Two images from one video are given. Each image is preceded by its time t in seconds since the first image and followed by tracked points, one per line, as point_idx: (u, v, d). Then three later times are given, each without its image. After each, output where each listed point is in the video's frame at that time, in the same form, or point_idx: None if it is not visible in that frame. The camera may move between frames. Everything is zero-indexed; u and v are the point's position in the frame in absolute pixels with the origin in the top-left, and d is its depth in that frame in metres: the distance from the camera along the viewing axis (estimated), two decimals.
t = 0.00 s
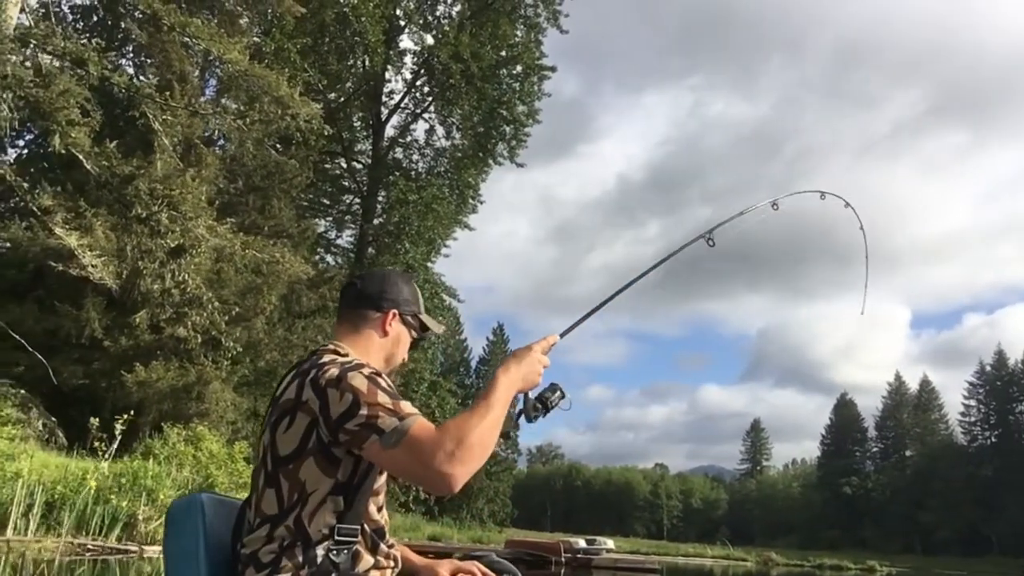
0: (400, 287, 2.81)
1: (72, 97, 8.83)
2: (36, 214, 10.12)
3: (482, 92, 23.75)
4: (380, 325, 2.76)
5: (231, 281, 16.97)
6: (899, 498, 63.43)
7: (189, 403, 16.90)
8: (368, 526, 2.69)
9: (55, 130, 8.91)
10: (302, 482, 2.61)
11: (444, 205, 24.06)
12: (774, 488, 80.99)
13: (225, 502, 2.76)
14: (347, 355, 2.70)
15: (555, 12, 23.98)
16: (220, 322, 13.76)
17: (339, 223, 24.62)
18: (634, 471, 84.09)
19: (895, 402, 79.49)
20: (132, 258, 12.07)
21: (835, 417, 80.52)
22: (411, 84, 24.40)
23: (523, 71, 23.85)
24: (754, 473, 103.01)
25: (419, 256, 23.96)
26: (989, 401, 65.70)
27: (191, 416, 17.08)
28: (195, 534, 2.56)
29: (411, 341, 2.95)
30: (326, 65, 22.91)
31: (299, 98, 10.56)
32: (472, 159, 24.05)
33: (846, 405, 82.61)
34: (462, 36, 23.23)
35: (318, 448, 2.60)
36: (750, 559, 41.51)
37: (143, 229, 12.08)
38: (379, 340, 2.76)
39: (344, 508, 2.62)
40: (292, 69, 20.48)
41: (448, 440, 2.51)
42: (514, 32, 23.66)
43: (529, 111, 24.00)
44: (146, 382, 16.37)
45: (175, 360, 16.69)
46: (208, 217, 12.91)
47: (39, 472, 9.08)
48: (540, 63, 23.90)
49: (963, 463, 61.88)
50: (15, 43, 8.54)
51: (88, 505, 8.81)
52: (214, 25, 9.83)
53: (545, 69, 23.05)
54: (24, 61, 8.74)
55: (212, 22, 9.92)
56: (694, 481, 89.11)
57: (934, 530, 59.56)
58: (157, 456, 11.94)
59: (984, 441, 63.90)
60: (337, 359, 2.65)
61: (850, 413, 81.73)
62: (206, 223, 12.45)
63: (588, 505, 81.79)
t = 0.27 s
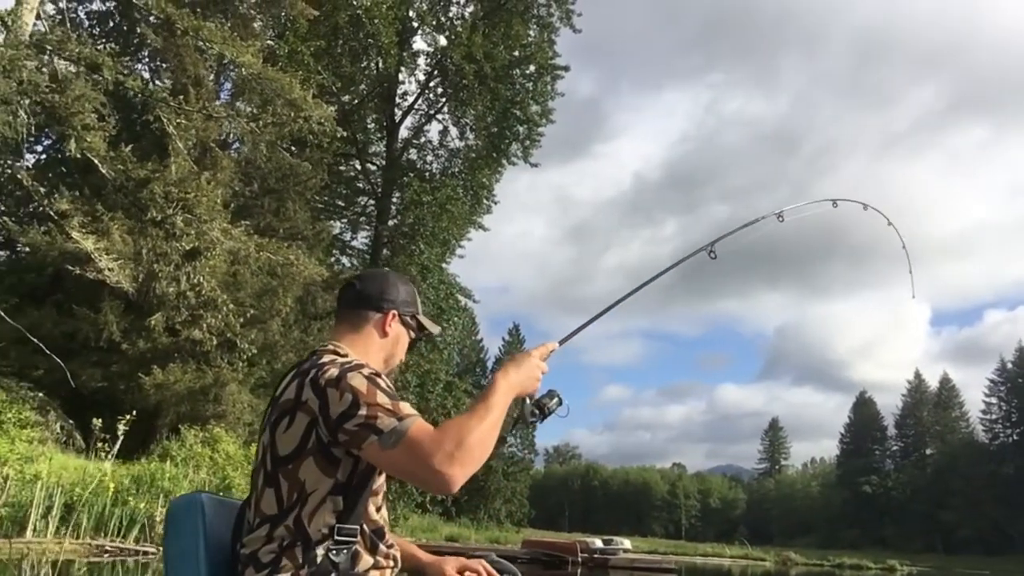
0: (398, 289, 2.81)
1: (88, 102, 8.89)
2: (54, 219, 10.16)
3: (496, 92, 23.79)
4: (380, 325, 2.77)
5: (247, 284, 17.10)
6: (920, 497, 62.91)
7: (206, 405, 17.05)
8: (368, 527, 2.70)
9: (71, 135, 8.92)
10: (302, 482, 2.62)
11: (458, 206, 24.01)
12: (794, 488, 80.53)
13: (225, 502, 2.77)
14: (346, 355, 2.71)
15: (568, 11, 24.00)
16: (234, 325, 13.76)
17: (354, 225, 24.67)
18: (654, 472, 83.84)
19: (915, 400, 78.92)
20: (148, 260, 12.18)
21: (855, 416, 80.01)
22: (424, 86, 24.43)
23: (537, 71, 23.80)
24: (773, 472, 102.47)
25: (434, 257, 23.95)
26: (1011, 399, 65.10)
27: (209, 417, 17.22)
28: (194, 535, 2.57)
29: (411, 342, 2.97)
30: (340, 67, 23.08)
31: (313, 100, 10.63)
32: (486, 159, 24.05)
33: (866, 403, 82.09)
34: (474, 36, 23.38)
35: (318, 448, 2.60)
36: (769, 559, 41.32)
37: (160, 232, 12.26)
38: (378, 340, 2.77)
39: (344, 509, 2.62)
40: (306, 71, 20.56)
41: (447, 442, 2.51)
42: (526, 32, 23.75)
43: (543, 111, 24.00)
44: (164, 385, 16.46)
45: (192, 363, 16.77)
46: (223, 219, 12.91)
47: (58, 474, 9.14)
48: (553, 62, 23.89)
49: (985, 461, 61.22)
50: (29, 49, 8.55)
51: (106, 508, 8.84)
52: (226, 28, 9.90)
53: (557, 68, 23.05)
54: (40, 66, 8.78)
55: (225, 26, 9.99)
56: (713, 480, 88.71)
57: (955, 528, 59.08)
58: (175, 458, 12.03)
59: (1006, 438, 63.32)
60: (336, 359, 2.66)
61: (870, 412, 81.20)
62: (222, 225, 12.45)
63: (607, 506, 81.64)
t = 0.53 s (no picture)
0: (397, 288, 2.83)
1: (105, 106, 8.91)
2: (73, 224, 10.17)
3: (511, 93, 23.75)
4: (379, 325, 2.79)
5: (264, 285, 17.19)
6: (943, 498, 62.32)
7: (224, 406, 17.18)
8: (366, 526, 2.71)
9: (87, 139, 8.91)
10: (301, 481, 2.63)
11: (473, 207, 24.10)
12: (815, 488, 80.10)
13: (225, 503, 2.78)
14: (345, 354, 2.72)
15: (583, 11, 23.99)
16: (250, 326, 13.78)
17: (370, 227, 25.01)
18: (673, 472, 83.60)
19: (936, 399, 78.31)
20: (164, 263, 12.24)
21: (875, 416, 79.54)
22: (440, 87, 24.46)
23: (551, 71, 23.80)
24: (793, 472, 101.99)
25: (451, 258, 23.79)
26: None
27: (227, 417, 17.35)
28: (193, 535, 2.58)
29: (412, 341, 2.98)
30: (355, 69, 23.14)
31: (326, 102, 10.66)
32: (501, 160, 24.17)
33: (887, 403, 81.51)
34: (489, 38, 23.31)
35: (316, 447, 2.62)
36: (785, 559, 41.21)
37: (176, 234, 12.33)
38: (378, 340, 2.79)
39: (342, 508, 2.63)
40: (322, 74, 20.60)
41: (446, 432, 2.51)
42: (542, 32, 23.73)
43: (558, 111, 23.99)
44: (182, 386, 16.53)
45: (210, 365, 16.84)
46: (239, 221, 12.94)
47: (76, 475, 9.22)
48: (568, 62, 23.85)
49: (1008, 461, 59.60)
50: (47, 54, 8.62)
51: (125, 507, 8.90)
52: (241, 31, 9.95)
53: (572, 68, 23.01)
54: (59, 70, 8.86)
55: (239, 29, 10.03)
56: (733, 480, 88.39)
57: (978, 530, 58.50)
58: (193, 459, 12.13)
59: None
60: (334, 358, 2.67)
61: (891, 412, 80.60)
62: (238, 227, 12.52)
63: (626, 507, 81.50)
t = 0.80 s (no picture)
0: (399, 287, 2.86)
1: (122, 109, 9.07)
2: (90, 227, 10.37)
3: (526, 94, 23.74)
4: (376, 324, 2.80)
5: (281, 287, 17.29)
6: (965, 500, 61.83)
7: (241, 407, 17.28)
8: (365, 525, 2.73)
9: (104, 142, 9.04)
10: (300, 480, 2.64)
11: (489, 208, 24.13)
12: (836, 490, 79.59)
13: (226, 504, 2.80)
14: (342, 353, 2.75)
15: (598, 11, 24.02)
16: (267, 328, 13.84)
17: (386, 228, 25.27)
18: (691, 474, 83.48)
19: (958, 400, 77.70)
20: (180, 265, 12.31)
21: (896, 417, 78.97)
22: (455, 89, 24.60)
23: (567, 72, 23.86)
24: (813, 473, 101.43)
25: (466, 259, 23.65)
26: None
27: (244, 418, 17.44)
28: (194, 535, 2.60)
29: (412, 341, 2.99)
30: (371, 71, 23.23)
31: (341, 104, 10.76)
32: (517, 161, 24.15)
33: (908, 404, 80.91)
34: (504, 39, 23.45)
35: (315, 446, 2.63)
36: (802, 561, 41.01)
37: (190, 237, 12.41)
38: (375, 340, 2.80)
39: (342, 506, 2.64)
40: (337, 76, 20.67)
41: (446, 415, 2.50)
42: (556, 34, 23.88)
43: (573, 112, 24.07)
44: (200, 387, 16.60)
45: (228, 366, 16.88)
46: (255, 223, 13.03)
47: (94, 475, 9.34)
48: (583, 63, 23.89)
49: None
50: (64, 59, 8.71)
51: (143, 508, 9.03)
52: (255, 34, 10.00)
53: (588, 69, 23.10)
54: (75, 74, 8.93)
55: (254, 32, 10.08)
56: (753, 482, 87.98)
57: (999, 532, 57.95)
58: (209, 460, 12.19)
59: None
60: (332, 356, 2.69)
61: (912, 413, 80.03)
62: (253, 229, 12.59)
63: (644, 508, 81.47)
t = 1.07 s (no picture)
0: (402, 288, 2.98)
1: (138, 112, 9.14)
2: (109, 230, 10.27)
3: (541, 95, 23.88)
4: (374, 325, 2.92)
5: (297, 289, 17.40)
6: (986, 503, 61.37)
7: (258, 408, 17.36)
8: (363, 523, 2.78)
9: (121, 145, 9.09)
10: (300, 478, 2.66)
11: (505, 210, 23.96)
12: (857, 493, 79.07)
13: (223, 505, 2.80)
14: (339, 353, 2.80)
15: (614, 12, 24.39)
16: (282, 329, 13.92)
17: (401, 231, 25.24)
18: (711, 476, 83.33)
19: (979, 402, 77.14)
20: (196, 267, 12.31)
21: (917, 419, 78.45)
22: (471, 91, 24.74)
23: (582, 73, 24.16)
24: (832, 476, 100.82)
25: (481, 261, 23.57)
26: None
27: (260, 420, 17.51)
28: (193, 534, 2.61)
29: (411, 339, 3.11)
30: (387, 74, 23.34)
31: (355, 107, 10.90)
32: (532, 162, 24.17)
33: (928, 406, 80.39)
34: (519, 41, 23.63)
35: (314, 443, 2.64)
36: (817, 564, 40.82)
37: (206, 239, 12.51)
38: (373, 340, 2.92)
39: (342, 504, 2.68)
40: (353, 78, 20.76)
41: (444, 387, 2.53)
42: (572, 34, 24.05)
43: (589, 113, 24.24)
44: (217, 389, 16.67)
45: (245, 368, 16.93)
46: (270, 225, 13.14)
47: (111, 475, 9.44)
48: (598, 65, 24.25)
49: None
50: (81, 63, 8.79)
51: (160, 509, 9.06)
52: (270, 37, 10.07)
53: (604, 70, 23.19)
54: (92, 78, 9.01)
55: (270, 35, 10.15)
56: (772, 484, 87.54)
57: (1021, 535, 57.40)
58: (224, 461, 12.23)
59: None
60: (329, 354, 2.71)
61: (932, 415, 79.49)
62: (268, 232, 12.70)
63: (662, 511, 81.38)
